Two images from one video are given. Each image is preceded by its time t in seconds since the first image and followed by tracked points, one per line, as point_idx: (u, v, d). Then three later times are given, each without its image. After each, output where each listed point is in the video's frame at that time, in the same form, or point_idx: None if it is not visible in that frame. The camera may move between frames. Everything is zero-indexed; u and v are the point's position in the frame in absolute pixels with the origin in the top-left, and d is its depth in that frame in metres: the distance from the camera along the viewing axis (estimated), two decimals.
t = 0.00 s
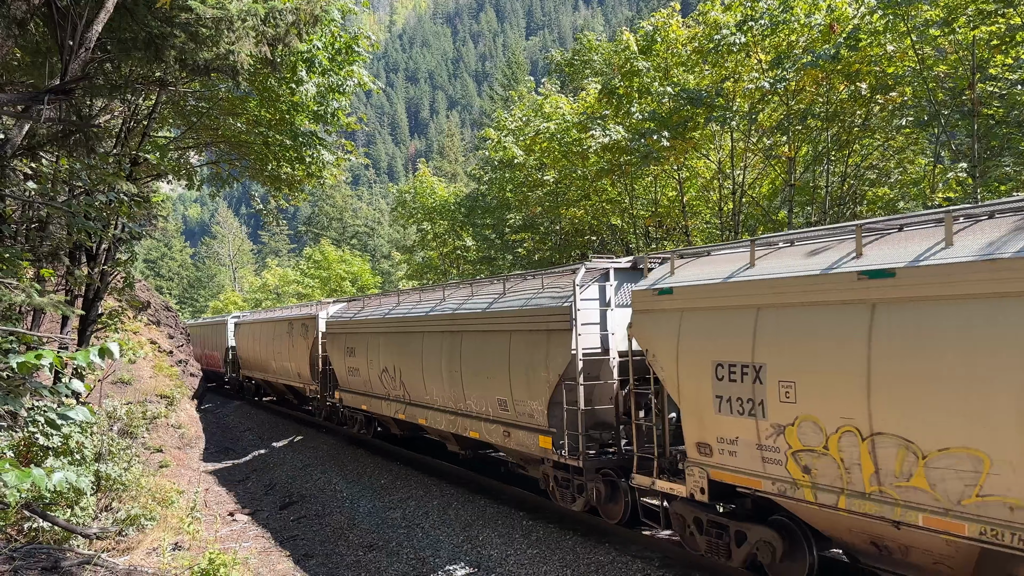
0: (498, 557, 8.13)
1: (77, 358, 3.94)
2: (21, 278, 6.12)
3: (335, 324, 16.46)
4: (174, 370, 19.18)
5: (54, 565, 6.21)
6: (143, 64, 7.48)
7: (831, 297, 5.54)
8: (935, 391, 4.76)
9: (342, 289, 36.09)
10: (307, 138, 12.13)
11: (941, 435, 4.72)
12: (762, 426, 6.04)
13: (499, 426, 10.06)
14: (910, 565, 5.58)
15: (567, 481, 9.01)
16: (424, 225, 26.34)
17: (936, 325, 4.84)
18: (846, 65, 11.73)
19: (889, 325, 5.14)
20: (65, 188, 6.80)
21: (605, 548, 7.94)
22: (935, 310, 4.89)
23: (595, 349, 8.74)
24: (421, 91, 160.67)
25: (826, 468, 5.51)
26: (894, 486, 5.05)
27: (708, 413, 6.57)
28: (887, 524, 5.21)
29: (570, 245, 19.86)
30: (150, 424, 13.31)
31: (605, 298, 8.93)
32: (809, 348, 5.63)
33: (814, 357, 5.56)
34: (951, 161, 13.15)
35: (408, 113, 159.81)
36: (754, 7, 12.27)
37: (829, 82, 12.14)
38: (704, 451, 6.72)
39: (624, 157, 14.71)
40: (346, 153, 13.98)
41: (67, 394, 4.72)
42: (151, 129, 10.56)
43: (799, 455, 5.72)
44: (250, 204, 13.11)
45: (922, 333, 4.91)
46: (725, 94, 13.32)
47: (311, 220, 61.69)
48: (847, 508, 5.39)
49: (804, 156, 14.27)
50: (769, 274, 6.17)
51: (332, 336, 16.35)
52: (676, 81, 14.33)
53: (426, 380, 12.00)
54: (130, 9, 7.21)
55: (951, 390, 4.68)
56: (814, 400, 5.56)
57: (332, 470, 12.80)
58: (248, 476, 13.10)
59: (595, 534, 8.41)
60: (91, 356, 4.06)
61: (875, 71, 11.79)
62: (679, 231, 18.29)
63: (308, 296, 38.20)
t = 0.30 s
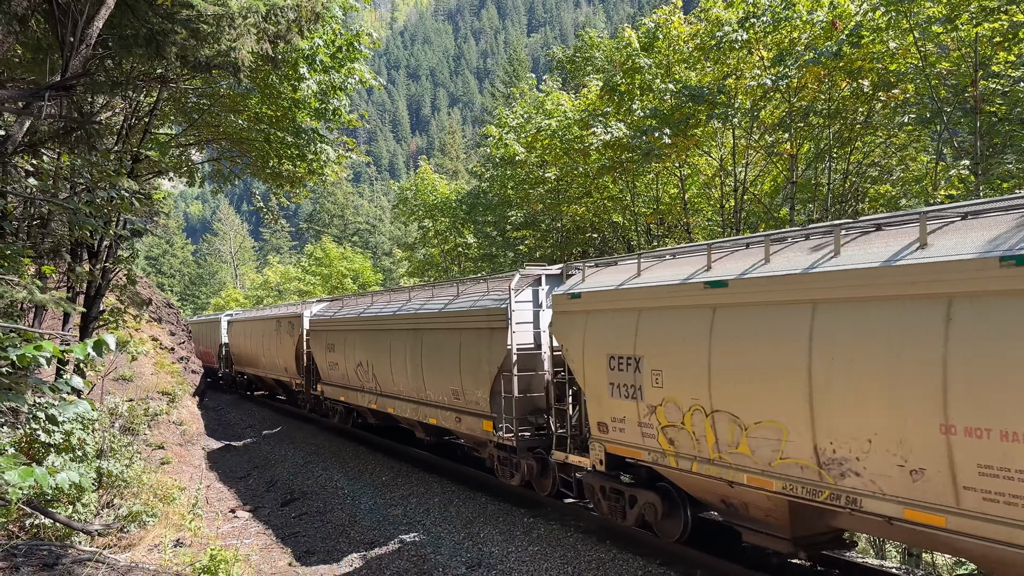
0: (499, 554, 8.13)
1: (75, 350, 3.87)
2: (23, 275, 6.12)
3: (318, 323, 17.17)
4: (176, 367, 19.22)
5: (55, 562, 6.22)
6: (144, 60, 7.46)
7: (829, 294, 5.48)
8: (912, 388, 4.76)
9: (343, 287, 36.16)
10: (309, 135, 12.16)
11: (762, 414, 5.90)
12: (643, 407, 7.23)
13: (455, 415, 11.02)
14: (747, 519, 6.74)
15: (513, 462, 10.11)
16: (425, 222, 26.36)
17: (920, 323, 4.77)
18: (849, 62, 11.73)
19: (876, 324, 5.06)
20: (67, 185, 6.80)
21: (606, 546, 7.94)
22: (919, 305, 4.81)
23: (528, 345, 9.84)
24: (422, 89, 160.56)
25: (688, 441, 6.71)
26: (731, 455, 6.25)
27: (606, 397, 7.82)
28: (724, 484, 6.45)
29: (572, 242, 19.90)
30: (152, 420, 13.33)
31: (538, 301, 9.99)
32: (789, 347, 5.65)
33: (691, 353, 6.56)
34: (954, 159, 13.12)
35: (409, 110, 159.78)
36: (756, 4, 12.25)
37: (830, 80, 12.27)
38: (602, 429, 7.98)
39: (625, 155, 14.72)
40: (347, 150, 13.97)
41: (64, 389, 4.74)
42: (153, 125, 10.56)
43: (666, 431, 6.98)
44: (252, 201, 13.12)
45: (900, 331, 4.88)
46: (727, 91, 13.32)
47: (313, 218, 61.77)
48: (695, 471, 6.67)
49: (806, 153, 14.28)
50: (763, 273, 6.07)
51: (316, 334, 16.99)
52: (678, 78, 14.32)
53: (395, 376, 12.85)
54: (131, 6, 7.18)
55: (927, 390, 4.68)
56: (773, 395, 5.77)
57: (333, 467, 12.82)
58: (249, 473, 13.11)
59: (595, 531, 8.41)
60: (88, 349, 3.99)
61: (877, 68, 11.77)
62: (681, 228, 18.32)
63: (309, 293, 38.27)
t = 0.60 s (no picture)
0: (500, 552, 8.13)
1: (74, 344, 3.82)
2: (23, 272, 6.11)
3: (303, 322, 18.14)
4: (177, 365, 19.23)
5: (56, 559, 6.23)
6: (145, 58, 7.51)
7: (833, 291, 5.43)
8: (912, 390, 4.78)
9: (345, 285, 36.18)
10: (311, 133, 12.17)
11: (645, 398, 7.24)
12: (559, 392, 8.63)
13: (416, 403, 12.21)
14: (643, 487, 8.13)
15: (462, 445, 11.49)
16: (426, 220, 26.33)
17: (928, 325, 4.74)
18: (851, 60, 11.69)
19: (885, 323, 5.02)
20: (67, 182, 6.78)
21: (607, 544, 7.94)
22: (932, 306, 4.76)
23: (477, 342, 10.80)
24: (423, 87, 160.45)
25: (591, 419, 8.13)
26: (624, 431, 7.62)
27: (531, 385, 9.19)
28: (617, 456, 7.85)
29: (573, 240, 19.89)
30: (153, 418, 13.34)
31: (487, 302, 10.95)
32: (791, 343, 5.66)
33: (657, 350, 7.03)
34: (956, 157, 13.05)
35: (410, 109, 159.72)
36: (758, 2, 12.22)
37: (832, 76, 12.01)
38: (531, 414, 9.31)
39: (627, 153, 14.72)
40: (348, 148, 13.95)
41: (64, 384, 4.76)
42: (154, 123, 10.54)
43: (576, 413, 8.34)
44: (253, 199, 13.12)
45: (906, 331, 4.86)
46: (729, 89, 13.31)
47: (314, 216, 61.79)
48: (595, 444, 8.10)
49: (808, 151, 14.27)
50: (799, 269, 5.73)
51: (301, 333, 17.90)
52: (680, 76, 14.29)
53: (369, 370, 13.84)
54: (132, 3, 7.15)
55: (929, 393, 4.69)
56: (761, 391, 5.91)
57: (334, 465, 12.82)
58: (250, 471, 13.11)
59: (597, 529, 8.41)
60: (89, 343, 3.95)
61: (879, 65, 11.68)
62: (682, 226, 18.29)
63: (310, 292, 38.27)
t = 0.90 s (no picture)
0: (500, 551, 8.13)
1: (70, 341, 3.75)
2: (24, 272, 6.12)
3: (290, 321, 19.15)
4: (177, 364, 19.23)
5: (56, 558, 6.22)
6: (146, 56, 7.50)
7: (834, 291, 5.40)
8: (909, 391, 4.78)
9: (345, 284, 36.17)
10: (312, 132, 12.18)
11: (562, 386, 8.59)
12: (498, 383, 9.99)
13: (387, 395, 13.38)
14: (569, 465, 9.46)
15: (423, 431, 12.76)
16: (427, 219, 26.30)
17: (929, 324, 4.71)
18: (851, 59, 11.74)
19: (886, 321, 4.99)
20: (69, 182, 6.77)
21: (608, 543, 7.94)
22: (934, 305, 4.72)
23: (437, 340, 12.08)
24: (424, 87, 160.39)
25: (521, 405, 9.51)
26: (546, 415, 9.00)
27: (477, 376, 10.61)
28: (540, 435, 9.25)
29: (574, 239, 19.88)
30: (154, 417, 13.33)
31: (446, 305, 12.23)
32: (789, 340, 5.67)
33: (652, 348, 7.12)
34: (957, 155, 13.03)
35: (410, 108, 159.69)
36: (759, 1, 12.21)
37: (833, 76, 12.19)
38: (479, 403, 10.66)
39: (627, 152, 14.73)
40: (348, 147, 13.93)
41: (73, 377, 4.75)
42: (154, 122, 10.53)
43: (511, 400, 9.69)
44: (254, 198, 13.11)
45: (906, 330, 4.83)
46: (730, 88, 13.32)
47: (314, 215, 61.85)
48: (525, 426, 9.50)
49: (809, 151, 14.25)
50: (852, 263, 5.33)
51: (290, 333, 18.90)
52: (681, 75, 14.27)
53: (348, 366, 14.95)
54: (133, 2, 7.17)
55: (925, 393, 4.70)
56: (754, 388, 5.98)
57: (335, 464, 12.83)
58: (251, 470, 13.11)
59: (597, 528, 8.41)
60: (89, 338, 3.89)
61: (880, 65, 11.70)
62: (683, 225, 18.29)
63: (311, 291, 38.30)
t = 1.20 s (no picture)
0: (500, 552, 8.13)
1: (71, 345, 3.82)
2: (23, 272, 6.13)
3: (279, 323, 19.99)
4: (177, 364, 19.21)
5: (57, 558, 6.24)
6: (145, 56, 7.49)
7: (832, 292, 5.38)
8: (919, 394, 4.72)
9: (344, 284, 36.15)
10: (311, 133, 12.19)
11: (499, 379, 9.98)
12: (451, 378, 11.39)
13: (361, 389, 14.60)
14: (510, 448, 10.77)
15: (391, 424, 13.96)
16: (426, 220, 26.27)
17: (942, 326, 4.60)
18: (851, 60, 11.70)
19: (891, 321, 4.94)
20: (68, 182, 6.77)
21: (608, 543, 7.94)
22: (962, 307, 4.53)
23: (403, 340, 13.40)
24: (423, 87, 160.36)
25: (469, 397, 10.90)
26: (487, 405, 10.38)
27: (434, 371, 11.97)
28: (484, 422, 10.57)
29: (573, 239, 19.90)
30: (153, 418, 13.33)
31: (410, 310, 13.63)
32: (796, 340, 5.62)
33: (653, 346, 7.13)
34: (956, 155, 13.04)
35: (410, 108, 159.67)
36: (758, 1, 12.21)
37: (833, 76, 12.12)
38: (436, 395, 11.95)
39: (627, 152, 14.75)
40: (348, 148, 13.94)
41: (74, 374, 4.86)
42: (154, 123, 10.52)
43: (460, 392, 11.10)
44: (253, 198, 13.09)
45: (928, 330, 4.68)
46: (729, 88, 13.34)
47: (313, 215, 61.87)
48: (473, 415, 10.82)
49: (808, 151, 14.27)
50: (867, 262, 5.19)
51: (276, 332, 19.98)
52: (681, 76, 14.27)
53: (327, 364, 16.09)
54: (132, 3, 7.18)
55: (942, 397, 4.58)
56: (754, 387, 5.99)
57: (335, 464, 12.83)
58: (250, 470, 13.11)
59: (597, 528, 8.41)
60: (87, 343, 3.95)
61: (879, 65, 11.67)
62: (682, 225, 18.30)
63: (310, 291, 38.28)
